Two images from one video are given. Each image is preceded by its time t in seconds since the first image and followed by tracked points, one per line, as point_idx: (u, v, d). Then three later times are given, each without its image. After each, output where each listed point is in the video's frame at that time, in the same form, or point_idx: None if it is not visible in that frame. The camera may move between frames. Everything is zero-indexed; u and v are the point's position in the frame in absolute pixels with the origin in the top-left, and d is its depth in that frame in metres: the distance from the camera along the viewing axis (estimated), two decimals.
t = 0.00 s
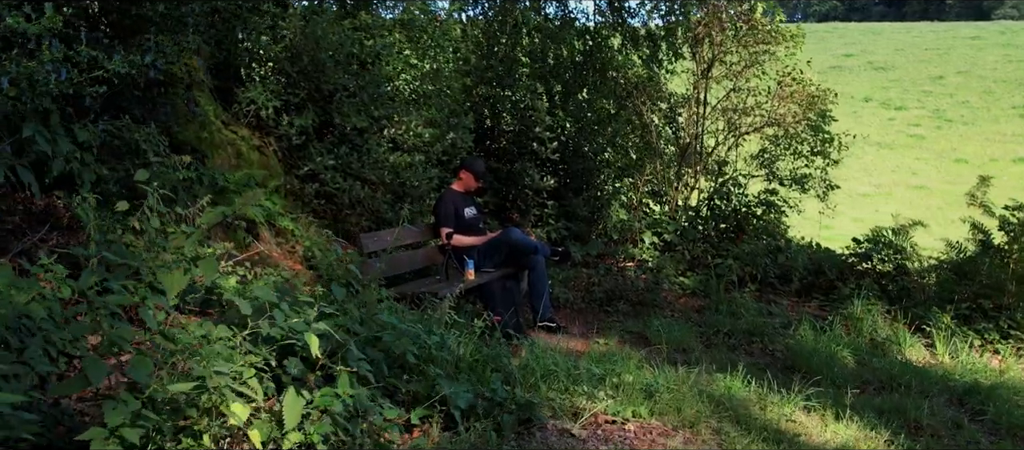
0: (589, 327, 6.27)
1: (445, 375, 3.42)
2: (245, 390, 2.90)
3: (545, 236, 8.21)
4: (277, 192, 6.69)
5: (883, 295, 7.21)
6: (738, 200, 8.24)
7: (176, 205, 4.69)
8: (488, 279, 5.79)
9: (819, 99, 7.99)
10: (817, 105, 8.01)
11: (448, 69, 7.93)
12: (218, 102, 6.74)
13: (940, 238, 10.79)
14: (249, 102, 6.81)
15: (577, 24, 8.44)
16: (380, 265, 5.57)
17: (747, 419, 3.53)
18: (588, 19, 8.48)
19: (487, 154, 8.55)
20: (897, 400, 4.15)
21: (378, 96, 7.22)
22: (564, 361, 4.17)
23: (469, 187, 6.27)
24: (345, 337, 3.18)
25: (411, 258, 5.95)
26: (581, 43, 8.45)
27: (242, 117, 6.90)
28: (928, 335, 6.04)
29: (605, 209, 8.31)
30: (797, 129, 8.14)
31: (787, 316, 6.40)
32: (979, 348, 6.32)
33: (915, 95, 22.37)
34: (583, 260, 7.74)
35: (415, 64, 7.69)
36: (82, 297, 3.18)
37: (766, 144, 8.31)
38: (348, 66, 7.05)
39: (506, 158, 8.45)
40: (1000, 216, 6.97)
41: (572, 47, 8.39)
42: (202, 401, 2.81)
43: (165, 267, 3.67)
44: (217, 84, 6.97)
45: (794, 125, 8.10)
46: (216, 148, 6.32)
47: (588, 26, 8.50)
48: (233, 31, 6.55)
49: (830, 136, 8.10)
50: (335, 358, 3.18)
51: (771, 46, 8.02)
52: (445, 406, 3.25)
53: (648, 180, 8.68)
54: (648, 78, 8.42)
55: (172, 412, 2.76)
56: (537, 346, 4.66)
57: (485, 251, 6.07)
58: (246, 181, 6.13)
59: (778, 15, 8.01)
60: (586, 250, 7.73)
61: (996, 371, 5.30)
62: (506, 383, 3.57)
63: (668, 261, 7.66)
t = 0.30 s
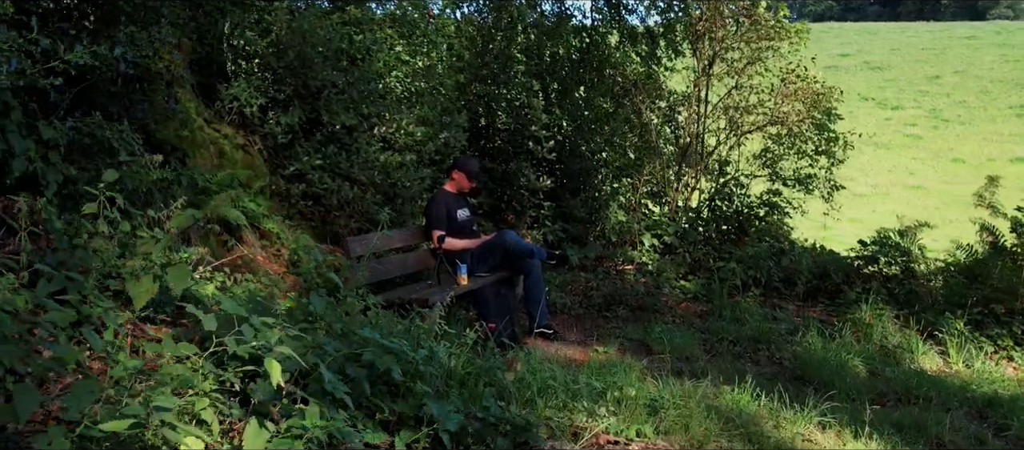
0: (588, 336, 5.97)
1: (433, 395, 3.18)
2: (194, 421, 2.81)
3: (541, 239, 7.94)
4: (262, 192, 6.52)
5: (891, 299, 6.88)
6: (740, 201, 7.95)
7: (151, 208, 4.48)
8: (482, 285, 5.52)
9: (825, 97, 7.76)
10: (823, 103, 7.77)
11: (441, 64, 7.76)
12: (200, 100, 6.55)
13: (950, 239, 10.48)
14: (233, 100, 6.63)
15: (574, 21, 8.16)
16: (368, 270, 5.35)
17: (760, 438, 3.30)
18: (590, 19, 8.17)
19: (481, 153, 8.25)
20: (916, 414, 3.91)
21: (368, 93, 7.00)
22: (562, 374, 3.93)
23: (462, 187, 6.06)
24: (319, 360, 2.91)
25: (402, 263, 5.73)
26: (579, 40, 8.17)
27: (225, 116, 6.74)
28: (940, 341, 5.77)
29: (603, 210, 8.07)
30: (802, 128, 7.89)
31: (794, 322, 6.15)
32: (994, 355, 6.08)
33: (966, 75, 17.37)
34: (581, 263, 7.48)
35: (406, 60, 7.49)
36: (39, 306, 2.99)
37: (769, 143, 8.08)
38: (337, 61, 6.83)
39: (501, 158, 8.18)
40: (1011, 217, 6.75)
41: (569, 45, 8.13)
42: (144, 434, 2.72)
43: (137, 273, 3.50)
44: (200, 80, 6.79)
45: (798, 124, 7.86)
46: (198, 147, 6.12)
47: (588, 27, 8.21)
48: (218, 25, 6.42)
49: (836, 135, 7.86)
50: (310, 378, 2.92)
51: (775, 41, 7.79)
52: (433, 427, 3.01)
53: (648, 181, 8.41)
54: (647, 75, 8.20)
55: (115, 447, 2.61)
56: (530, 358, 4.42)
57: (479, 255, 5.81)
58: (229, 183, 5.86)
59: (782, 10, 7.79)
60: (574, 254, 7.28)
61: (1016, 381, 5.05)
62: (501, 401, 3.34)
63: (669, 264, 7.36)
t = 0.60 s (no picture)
0: (584, 345, 5.67)
1: (414, 417, 2.94)
2: None
3: (533, 241, 7.71)
4: (242, 193, 6.34)
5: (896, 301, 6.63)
6: (739, 202, 7.78)
7: (119, 211, 4.26)
8: (472, 292, 5.28)
9: (826, 95, 7.54)
10: (824, 101, 7.55)
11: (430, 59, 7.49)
12: (177, 96, 6.32)
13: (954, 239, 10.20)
14: (212, 97, 6.43)
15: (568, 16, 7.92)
16: (353, 275, 5.14)
17: None
18: (587, 16, 7.92)
19: (472, 153, 7.93)
20: (932, 431, 3.67)
21: (354, 90, 6.78)
22: (555, 389, 3.68)
23: (451, 188, 5.86)
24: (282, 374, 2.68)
25: (388, 268, 5.51)
26: (573, 36, 7.92)
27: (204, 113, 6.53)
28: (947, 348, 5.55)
29: (598, 212, 7.79)
30: (803, 126, 7.68)
31: (797, 327, 5.91)
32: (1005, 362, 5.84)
33: (959, 76, 16.87)
34: (575, 267, 7.23)
35: (394, 56, 7.20)
36: None
37: (768, 142, 7.84)
38: (321, 57, 6.64)
39: (493, 157, 7.86)
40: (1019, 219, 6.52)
41: (562, 41, 7.89)
42: None
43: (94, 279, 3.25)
44: (178, 75, 6.54)
45: (798, 123, 7.64)
46: (175, 146, 5.90)
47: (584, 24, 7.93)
48: (196, 20, 6.24)
49: (838, 134, 7.62)
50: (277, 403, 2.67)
51: (776, 37, 7.57)
52: None
53: (644, 180, 8.17)
54: (642, 72, 7.95)
55: None
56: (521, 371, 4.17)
57: (469, 260, 5.57)
58: (207, 183, 5.69)
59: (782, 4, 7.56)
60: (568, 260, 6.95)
61: None
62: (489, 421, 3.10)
63: (668, 266, 7.23)
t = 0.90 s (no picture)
0: (576, 354, 5.43)
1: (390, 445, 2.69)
2: None
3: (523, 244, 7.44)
4: (216, 194, 6.09)
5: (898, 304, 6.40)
6: (735, 204, 7.55)
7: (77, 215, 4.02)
8: (458, 300, 5.05)
9: (825, 91, 7.33)
10: (824, 98, 7.33)
11: (414, 55, 7.08)
12: (147, 94, 6.09)
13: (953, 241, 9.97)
14: (185, 94, 6.17)
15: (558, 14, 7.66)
16: (331, 282, 4.89)
17: None
18: (577, 13, 7.64)
19: (460, 154, 7.63)
20: None
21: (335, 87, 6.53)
22: (545, 407, 3.42)
23: (436, 189, 5.63)
24: (224, 417, 2.45)
25: (370, 273, 5.26)
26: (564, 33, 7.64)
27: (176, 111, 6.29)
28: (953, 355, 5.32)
29: (589, 213, 7.61)
30: (801, 124, 7.45)
31: (798, 334, 5.66)
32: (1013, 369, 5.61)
33: (946, 76, 17.58)
34: (565, 271, 6.93)
35: (378, 52, 6.86)
36: None
37: (765, 141, 7.61)
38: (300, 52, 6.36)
39: (480, 157, 7.56)
40: None
41: (552, 39, 7.63)
42: None
43: (42, 287, 3.04)
44: (150, 71, 6.32)
45: (797, 122, 7.41)
46: (145, 146, 5.63)
47: (573, 22, 7.68)
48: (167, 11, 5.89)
49: (836, 133, 7.42)
50: (222, 441, 2.47)
51: (773, 33, 7.33)
52: None
53: (637, 181, 7.93)
54: (634, 69, 7.70)
55: None
56: (509, 385, 3.94)
57: (455, 265, 5.35)
58: (178, 186, 5.45)
59: None
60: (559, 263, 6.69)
61: None
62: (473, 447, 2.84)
63: (662, 271, 6.98)
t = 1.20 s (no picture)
0: (566, 363, 5.20)
1: None
2: None
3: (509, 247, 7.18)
4: (187, 196, 5.80)
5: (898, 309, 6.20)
6: (729, 205, 7.32)
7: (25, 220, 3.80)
8: (442, 309, 4.81)
9: (821, 89, 7.12)
10: (820, 95, 7.13)
11: (396, 51, 6.89)
12: (113, 89, 5.76)
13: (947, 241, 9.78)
14: (153, 91, 5.87)
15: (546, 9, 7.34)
16: (308, 290, 4.60)
17: None
18: (566, 11, 7.32)
19: (443, 153, 7.39)
20: None
21: (315, 82, 6.26)
22: (534, 427, 3.18)
23: (417, 190, 5.37)
24: None
25: (349, 280, 4.99)
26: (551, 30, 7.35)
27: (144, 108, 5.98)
28: (957, 361, 5.14)
29: (578, 214, 7.33)
30: (796, 123, 7.23)
31: (796, 341, 5.44)
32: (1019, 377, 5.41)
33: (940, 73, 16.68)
34: (554, 274, 6.68)
35: (359, 48, 6.68)
36: None
37: (759, 141, 7.40)
38: (275, 48, 6.11)
39: (466, 157, 7.29)
40: None
41: (538, 36, 7.31)
42: None
43: None
44: (117, 67, 6.00)
45: (791, 120, 7.21)
46: (111, 145, 5.36)
47: (561, 18, 7.39)
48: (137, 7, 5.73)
49: (832, 132, 7.22)
50: None
51: (767, 30, 7.13)
52: None
53: (628, 181, 7.68)
54: (624, 66, 7.45)
55: None
56: (496, 399, 3.74)
57: (437, 271, 5.11)
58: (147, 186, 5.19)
59: None
60: (547, 268, 6.42)
61: None
62: None
63: (653, 274, 6.75)
